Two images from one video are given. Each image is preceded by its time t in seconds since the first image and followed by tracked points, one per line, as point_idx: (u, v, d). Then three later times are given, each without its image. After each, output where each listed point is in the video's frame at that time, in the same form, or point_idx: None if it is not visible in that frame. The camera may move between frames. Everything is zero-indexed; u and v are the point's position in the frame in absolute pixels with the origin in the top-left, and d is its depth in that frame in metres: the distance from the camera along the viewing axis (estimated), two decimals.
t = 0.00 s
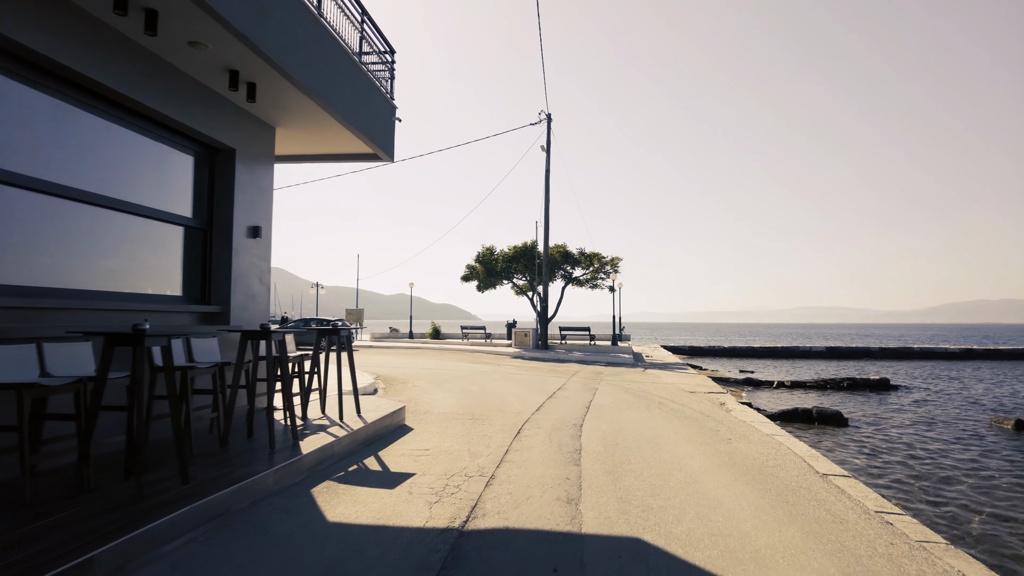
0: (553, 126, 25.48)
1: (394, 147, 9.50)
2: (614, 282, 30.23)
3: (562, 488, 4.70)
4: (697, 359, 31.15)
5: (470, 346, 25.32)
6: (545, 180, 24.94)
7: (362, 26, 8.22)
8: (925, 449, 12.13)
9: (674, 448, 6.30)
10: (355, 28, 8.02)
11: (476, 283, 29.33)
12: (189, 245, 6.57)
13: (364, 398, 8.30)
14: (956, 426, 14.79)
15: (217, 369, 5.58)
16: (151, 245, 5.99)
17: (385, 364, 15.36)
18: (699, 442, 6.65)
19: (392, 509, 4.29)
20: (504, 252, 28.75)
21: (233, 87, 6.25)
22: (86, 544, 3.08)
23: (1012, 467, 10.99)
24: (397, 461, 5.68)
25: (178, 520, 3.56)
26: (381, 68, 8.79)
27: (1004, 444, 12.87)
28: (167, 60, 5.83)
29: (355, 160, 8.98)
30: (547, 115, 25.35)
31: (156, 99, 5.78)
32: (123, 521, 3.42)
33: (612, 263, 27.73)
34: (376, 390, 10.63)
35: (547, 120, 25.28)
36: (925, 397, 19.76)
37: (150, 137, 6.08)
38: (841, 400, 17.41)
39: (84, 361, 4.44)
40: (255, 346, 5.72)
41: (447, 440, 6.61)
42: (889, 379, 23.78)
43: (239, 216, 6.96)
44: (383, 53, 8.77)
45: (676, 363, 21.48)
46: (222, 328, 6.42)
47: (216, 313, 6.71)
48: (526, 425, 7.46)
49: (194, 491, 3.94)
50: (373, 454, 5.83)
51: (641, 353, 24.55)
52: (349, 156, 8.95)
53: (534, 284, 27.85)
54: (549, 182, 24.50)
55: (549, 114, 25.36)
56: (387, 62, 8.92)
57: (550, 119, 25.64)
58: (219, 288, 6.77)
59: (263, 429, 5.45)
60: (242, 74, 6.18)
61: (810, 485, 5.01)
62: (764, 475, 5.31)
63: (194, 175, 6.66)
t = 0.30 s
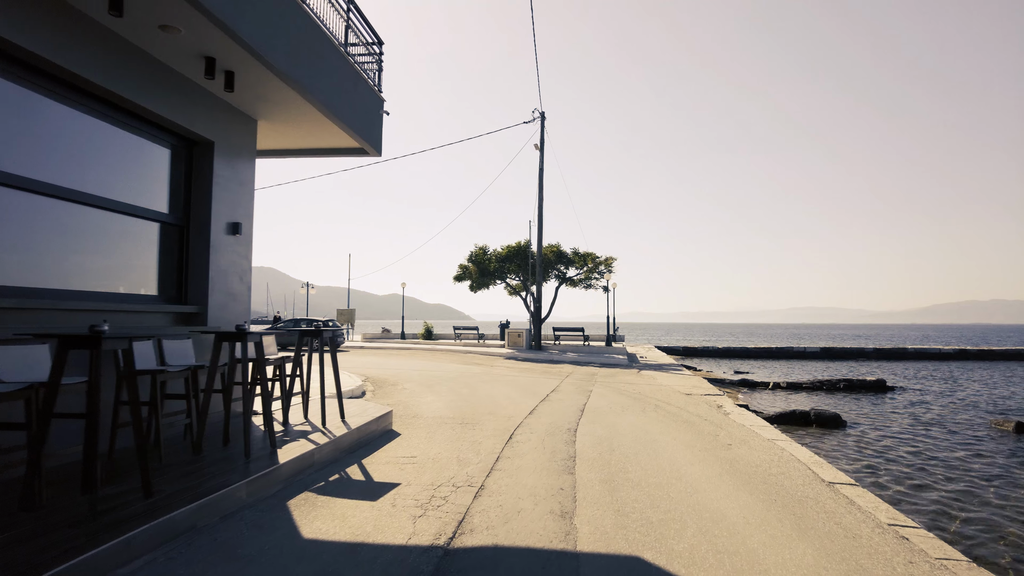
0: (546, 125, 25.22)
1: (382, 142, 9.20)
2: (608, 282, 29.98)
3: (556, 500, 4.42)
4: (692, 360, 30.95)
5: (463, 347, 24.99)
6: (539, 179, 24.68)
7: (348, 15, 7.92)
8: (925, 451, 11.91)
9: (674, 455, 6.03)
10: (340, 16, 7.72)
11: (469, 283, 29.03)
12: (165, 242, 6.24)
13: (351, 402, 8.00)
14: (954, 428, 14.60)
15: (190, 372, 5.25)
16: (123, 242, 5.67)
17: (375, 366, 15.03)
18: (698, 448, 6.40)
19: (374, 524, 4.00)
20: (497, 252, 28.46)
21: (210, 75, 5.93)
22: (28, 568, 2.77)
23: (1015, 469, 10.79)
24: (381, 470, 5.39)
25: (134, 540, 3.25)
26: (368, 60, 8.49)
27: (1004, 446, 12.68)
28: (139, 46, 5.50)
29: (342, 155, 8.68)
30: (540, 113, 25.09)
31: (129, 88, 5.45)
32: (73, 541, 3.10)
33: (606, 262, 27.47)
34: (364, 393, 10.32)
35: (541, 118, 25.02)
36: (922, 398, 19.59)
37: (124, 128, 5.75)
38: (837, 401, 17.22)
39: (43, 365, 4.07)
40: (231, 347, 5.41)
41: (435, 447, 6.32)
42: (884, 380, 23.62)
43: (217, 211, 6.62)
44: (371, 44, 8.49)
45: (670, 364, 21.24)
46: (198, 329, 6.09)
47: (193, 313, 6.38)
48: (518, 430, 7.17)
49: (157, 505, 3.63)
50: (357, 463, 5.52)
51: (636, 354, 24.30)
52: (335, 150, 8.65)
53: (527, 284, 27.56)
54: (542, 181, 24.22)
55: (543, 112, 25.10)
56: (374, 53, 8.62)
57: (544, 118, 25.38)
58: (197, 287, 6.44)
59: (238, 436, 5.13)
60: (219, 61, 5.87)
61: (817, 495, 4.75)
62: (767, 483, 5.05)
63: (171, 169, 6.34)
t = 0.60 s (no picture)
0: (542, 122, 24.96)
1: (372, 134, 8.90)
2: (605, 282, 29.71)
3: (551, 509, 4.13)
4: (689, 360, 30.71)
5: (458, 347, 24.69)
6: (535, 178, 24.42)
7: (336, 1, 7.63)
8: (929, 452, 11.65)
9: (675, 459, 5.75)
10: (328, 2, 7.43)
11: (464, 282, 28.72)
12: (141, 236, 5.90)
13: (338, 403, 7.69)
14: (957, 429, 14.34)
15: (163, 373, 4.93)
16: (94, 235, 5.33)
17: (367, 366, 14.71)
18: (700, 452, 6.12)
19: (355, 536, 3.69)
20: (493, 251, 28.16)
21: (185, 59, 5.61)
22: None
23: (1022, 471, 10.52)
24: (366, 477, 5.09)
25: (85, 559, 2.92)
26: (358, 49, 8.20)
27: (1009, 448, 12.41)
28: (109, 26, 5.16)
29: (330, 147, 8.37)
30: (537, 111, 24.85)
31: (101, 72, 5.13)
32: (15, 560, 2.78)
33: (603, 262, 27.21)
34: (355, 395, 10.02)
35: (537, 116, 24.75)
36: (923, 399, 19.34)
37: (97, 114, 5.41)
38: (838, 402, 16.96)
39: None
40: (207, 345, 5.09)
41: (425, 451, 6.03)
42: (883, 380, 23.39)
43: (197, 204, 6.30)
44: (360, 33, 8.20)
45: (668, 364, 20.97)
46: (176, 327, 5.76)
47: (171, 310, 6.05)
48: (512, 433, 6.88)
49: (115, 518, 3.32)
50: (341, 470, 5.20)
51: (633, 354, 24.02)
52: (323, 142, 8.35)
53: (523, 283, 27.28)
54: (539, 178, 23.93)
55: (539, 109, 24.86)
56: (364, 42, 8.34)
57: (540, 115, 25.10)
58: (175, 283, 6.11)
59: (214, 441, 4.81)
60: (197, 44, 5.55)
61: (830, 502, 4.46)
62: (775, 489, 4.76)
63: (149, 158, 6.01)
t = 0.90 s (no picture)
0: (543, 119, 24.65)
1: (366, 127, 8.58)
2: (606, 281, 29.39)
3: (555, 525, 3.81)
4: (691, 360, 30.39)
5: (458, 347, 24.36)
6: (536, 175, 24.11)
7: None
8: (941, 455, 11.32)
9: (685, 468, 5.42)
10: None
11: (464, 281, 28.40)
12: (120, 231, 5.57)
13: (331, 407, 7.37)
14: (967, 430, 14.02)
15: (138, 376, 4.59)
16: (68, 230, 5.00)
17: (364, 367, 14.39)
18: (710, 459, 5.79)
19: (340, 556, 3.37)
20: (493, 249, 27.84)
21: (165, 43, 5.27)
22: None
23: None
24: (356, 487, 4.77)
25: None
26: (351, 37, 7.89)
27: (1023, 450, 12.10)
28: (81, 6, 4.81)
29: (322, 140, 8.05)
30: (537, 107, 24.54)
31: (75, 57, 4.80)
32: None
33: (604, 260, 26.88)
34: (349, 397, 9.70)
35: (538, 112, 24.43)
36: (930, 399, 19.01)
37: (72, 103, 5.06)
38: (844, 403, 16.64)
39: None
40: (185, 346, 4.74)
41: (419, 458, 5.71)
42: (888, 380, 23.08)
43: (180, 198, 5.96)
44: (354, 21, 7.89)
45: (671, 364, 20.66)
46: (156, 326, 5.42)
47: (151, 309, 5.71)
48: (511, 438, 6.55)
49: (68, 541, 2.98)
50: (330, 480, 4.87)
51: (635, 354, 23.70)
52: (315, 134, 8.02)
53: (523, 282, 26.96)
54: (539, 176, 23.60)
55: (539, 106, 24.54)
56: (358, 31, 8.03)
57: (541, 112, 24.78)
58: (155, 280, 5.77)
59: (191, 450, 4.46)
60: (177, 27, 5.22)
61: (855, 516, 4.14)
62: (793, 501, 4.45)
63: (128, 149, 5.65)
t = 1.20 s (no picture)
0: (544, 112, 24.30)
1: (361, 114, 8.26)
2: (608, 277, 29.06)
3: (559, 535, 3.52)
4: (695, 357, 30.05)
5: (458, 344, 24.06)
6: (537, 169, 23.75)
7: None
8: (954, 453, 11.00)
9: (695, 470, 5.14)
10: None
11: (464, 277, 28.07)
12: (99, 220, 5.27)
13: (323, 405, 7.07)
14: (978, 428, 13.70)
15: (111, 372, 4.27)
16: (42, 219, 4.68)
17: (362, 363, 14.10)
18: (721, 461, 5.50)
19: (323, 570, 3.08)
20: (493, 245, 27.52)
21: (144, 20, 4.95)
22: None
23: None
24: (345, 492, 4.47)
25: None
26: (345, 20, 7.58)
27: None
28: None
29: (315, 127, 7.74)
30: (538, 100, 24.18)
31: (49, 34, 4.47)
32: None
33: (606, 256, 26.56)
34: (345, 394, 9.40)
35: (539, 105, 24.08)
36: (938, 396, 18.68)
37: (46, 83, 4.74)
38: (851, 400, 16.32)
39: None
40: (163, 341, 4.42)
41: (414, 459, 5.41)
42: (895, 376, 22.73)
43: (163, 186, 5.65)
44: (348, 3, 7.58)
45: (674, 361, 20.35)
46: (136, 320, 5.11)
47: (131, 302, 5.40)
48: (511, 438, 6.26)
49: (16, 559, 2.67)
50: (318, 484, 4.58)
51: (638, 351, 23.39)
52: (307, 121, 7.71)
53: (524, 278, 26.63)
54: (540, 169, 23.25)
55: (541, 99, 24.18)
56: (352, 14, 7.72)
57: (542, 105, 24.43)
58: (136, 272, 5.45)
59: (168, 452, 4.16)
60: (157, 3, 4.89)
61: (881, 524, 3.84)
62: (813, 507, 4.16)
63: (108, 131, 5.34)
